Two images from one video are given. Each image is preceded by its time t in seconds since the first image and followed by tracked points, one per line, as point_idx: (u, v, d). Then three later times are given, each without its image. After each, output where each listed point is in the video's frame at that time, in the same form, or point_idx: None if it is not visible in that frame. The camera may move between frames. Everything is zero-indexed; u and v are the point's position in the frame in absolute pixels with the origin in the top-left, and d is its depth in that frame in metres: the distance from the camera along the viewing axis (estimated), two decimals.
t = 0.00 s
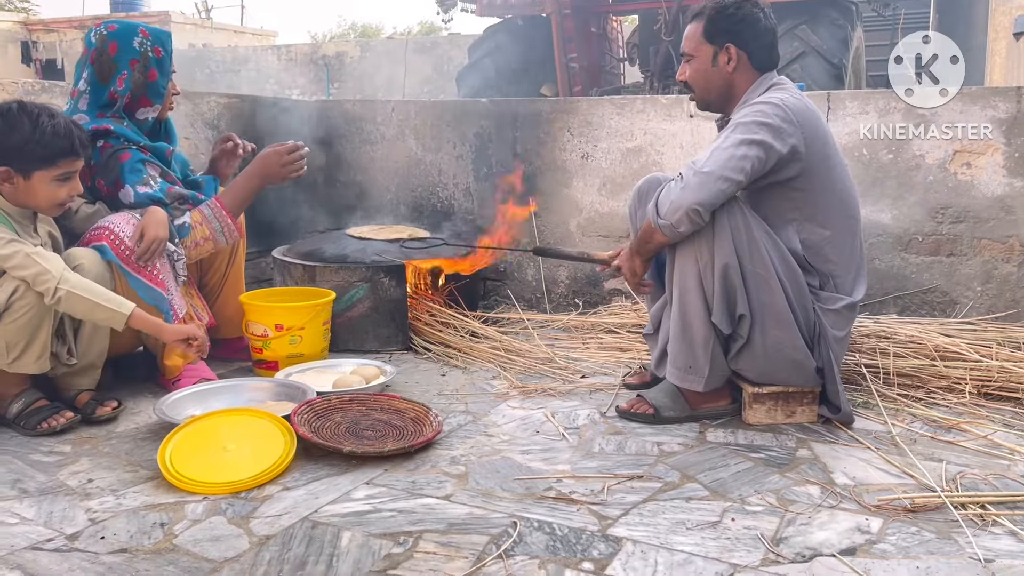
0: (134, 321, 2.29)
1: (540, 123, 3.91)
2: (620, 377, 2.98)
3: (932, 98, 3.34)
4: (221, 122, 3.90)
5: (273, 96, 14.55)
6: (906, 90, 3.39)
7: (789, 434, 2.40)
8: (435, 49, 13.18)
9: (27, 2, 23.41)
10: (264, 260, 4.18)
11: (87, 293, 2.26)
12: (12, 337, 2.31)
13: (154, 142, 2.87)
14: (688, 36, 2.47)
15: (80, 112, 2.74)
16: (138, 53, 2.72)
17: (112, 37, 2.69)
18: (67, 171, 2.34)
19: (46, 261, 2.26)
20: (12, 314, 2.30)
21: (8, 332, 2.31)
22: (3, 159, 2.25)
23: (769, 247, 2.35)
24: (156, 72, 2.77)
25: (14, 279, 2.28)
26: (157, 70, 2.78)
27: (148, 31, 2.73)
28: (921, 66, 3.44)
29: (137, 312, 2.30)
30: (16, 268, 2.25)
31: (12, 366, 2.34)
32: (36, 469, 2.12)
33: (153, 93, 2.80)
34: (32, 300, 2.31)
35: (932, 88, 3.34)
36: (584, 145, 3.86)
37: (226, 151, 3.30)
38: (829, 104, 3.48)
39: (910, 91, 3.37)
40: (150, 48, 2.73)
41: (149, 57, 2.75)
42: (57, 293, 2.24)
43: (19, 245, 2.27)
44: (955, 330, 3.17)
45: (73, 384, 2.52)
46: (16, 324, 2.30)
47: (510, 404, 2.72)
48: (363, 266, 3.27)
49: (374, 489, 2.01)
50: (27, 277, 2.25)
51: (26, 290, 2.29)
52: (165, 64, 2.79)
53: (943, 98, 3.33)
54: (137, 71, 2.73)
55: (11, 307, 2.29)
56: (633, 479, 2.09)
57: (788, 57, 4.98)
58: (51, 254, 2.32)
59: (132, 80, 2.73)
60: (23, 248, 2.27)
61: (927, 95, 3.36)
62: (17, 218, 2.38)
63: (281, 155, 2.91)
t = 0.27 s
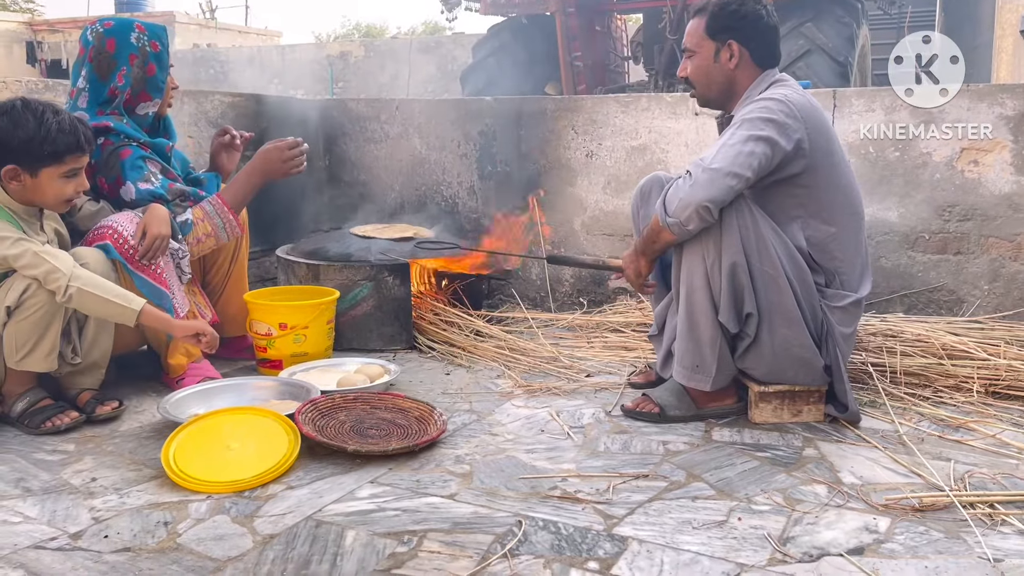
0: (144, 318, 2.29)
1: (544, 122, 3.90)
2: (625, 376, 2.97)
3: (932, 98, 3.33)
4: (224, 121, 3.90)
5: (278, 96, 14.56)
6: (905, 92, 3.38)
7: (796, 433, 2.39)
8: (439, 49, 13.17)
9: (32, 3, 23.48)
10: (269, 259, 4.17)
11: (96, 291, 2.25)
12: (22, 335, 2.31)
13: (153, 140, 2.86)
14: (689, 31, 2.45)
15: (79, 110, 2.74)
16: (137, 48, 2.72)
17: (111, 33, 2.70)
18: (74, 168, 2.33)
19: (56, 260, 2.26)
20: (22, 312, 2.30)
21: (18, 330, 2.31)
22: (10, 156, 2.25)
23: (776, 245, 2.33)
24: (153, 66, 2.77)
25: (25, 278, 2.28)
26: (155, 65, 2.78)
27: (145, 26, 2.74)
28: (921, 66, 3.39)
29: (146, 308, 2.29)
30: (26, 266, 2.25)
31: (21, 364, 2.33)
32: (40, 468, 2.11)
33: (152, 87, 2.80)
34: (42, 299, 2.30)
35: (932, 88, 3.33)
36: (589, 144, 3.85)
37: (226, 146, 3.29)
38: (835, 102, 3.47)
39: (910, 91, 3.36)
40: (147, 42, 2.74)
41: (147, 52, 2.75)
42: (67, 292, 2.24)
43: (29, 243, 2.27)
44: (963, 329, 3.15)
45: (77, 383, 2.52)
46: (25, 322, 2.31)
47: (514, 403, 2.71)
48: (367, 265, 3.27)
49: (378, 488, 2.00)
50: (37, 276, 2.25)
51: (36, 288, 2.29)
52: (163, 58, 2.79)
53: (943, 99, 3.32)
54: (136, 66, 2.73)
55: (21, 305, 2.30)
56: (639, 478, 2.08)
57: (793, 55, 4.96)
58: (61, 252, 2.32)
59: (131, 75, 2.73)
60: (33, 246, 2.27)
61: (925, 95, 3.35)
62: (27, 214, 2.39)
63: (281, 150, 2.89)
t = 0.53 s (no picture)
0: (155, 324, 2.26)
1: (549, 120, 3.88)
2: (632, 375, 2.94)
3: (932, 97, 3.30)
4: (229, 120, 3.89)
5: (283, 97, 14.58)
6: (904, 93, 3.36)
7: (805, 433, 2.36)
8: (444, 49, 13.17)
9: (38, 4, 23.57)
10: (273, 259, 4.16)
11: (108, 295, 2.24)
12: (31, 336, 2.31)
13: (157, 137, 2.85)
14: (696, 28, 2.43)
15: (84, 107, 2.72)
16: (140, 45, 2.71)
17: (115, 29, 2.68)
18: (86, 169, 2.32)
19: (67, 263, 2.24)
20: (32, 314, 2.30)
21: (27, 331, 2.30)
22: (23, 158, 2.23)
23: (782, 242, 2.30)
24: (157, 63, 2.75)
25: (37, 280, 2.27)
26: (159, 62, 2.76)
27: (148, 23, 2.72)
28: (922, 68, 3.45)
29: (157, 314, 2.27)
30: (38, 270, 2.24)
31: (28, 364, 2.33)
32: (43, 468, 2.10)
33: (156, 84, 2.79)
34: (54, 302, 2.30)
35: (932, 87, 3.30)
36: (595, 142, 3.82)
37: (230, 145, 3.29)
38: (843, 99, 3.44)
39: (910, 91, 3.34)
40: (150, 39, 2.73)
41: (150, 48, 2.73)
42: (79, 296, 2.23)
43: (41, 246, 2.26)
44: (973, 328, 3.11)
45: (79, 383, 2.49)
46: (35, 323, 2.30)
47: (520, 402, 2.69)
48: (371, 264, 3.25)
49: (383, 488, 1.98)
50: (49, 279, 2.24)
51: (48, 291, 2.28)
52: (167, 55, 2.77)
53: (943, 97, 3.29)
54: (140, 63, 2.72)
55: (32, 306, 2.29)
56: (646, 478, 2.06)
57: (800, 53, 4.93)
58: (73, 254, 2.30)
59: (135, 72, 2.72)
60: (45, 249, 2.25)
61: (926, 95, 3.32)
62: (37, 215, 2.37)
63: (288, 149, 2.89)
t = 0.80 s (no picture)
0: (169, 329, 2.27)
1: (555, 122, 3.88)
2: (638, 378, 2.93)
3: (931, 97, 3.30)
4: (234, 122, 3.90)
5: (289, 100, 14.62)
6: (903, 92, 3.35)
7: (812, 435, 2.35)
8: (450, 52, 13.18)
9: (46, 9, 23.68)
10: (279, 261, 4.17)
11: (122, 302, 2.24)
12: (42, 341, 2.31)
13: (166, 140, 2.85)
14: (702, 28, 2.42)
15: (93, 111, 2.73)
16: (147, 47, 2.72)
17: (122, 32, 2.69)
18: (100, 177, 2.32)
19: (80, 270, 2.24)
20: (45, 319, 2.30)
21: (39, 336, 2.30)
22: (39, 167, 2.22)
23: (790, 243, 2.29)
24: (164, 64, 2.77)
25: (51, 286, 2.27)
26: (167, 63, 2.78)
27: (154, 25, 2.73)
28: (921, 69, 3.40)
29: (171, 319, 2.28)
30: (53, 276, 2.24)
31: (39, 369, 2.33)
32: (49, 470, 2.10)
33: (164, 86, 2.80)
34: (67, 307, 2.30)
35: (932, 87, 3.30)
36: (600, 144, 3.82)
37: (237, 148, 3.30)
38: (849, 100, 3.43)
39: (910, 91, 3.34)
40: (157, 41, 2.74)
41: (157, 50, 2.74)
42: (93, 304, 2.23)
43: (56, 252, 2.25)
44: (981, 330, 3.10)
45: (86, 387, 2.48)
46: (48, 328, 2.30)
47: (526, 405, 2.68)
48: (377, 266, 3.25)
49: (388, 490, 1.98)
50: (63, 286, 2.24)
51: (62, 297, 2.29)
52: (173, 56, 2.79)
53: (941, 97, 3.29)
54: (148, 65, 2.73)
55: (45, 311, 2.30)
56: (652, 481, 2.05)
57: (807, 54, 4.92)
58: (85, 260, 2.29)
59: (143, 74, 2.73)
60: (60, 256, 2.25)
61: (926, 95, 3.32)
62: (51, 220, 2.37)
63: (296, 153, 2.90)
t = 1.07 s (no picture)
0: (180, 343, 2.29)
1: (560, 129, 3.89)
2: (644, 384, 2.94)
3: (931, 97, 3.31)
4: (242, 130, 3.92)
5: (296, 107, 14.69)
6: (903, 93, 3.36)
7: (818, 441, 2.34)
8: (456, 58, 13.22)
9: (55, 17, 23.86)
10: (286, 268, 4.19)
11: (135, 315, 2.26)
12: (55, 351, 2.33)
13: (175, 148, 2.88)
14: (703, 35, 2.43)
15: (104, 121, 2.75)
16: (156, 56, 2.74)
17: (131, 42, 2.71)
18: (118, 188, 2.34)
19: (94, 283, 2.25)
20: (58, 330, 2.31)
21: (52, 345, 2.32)
22: (61, 179, 2.24)
23: (796, 249, 2.29)
24: (172, 73, 2.79)
25: (64, 298, 2.29)
26: (175, 72, 2.80)
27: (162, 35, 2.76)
28: (920, 65, 3.34)
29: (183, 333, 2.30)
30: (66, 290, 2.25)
31: (51, 377, 2.35)
32: (58, 477, 2.12)
33: (173, 94, 2.82)
34: (80, 319, 2.32)
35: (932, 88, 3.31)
36: (606, 150, 3.83)
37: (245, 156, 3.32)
38: (855, 106, 3.43)
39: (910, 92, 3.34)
40: (166, 50, 2.76)
41: (165, 60, 2.77)
42: (106, 317, 2.25)
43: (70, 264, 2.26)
44: (988, 336, 3.09)
45: (95, 393, 2.51)
46: (61, 339, 2.32)
47: (532, 411, 2.69)
48: (383, 273, 3.26)
49: (394, 497, 1.99)
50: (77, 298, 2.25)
51: (76, 309, 2.30)
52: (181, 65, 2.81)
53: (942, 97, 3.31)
54: (156, 74, 2.75)
55: (59, 322, 2.31)
56: (658, 487, 2.05)
57: (812, 60, 4.92)
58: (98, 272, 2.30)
59: (152, 83, 2.75)
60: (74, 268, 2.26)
61: (926, 96, 3.33)
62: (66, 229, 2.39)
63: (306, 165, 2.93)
